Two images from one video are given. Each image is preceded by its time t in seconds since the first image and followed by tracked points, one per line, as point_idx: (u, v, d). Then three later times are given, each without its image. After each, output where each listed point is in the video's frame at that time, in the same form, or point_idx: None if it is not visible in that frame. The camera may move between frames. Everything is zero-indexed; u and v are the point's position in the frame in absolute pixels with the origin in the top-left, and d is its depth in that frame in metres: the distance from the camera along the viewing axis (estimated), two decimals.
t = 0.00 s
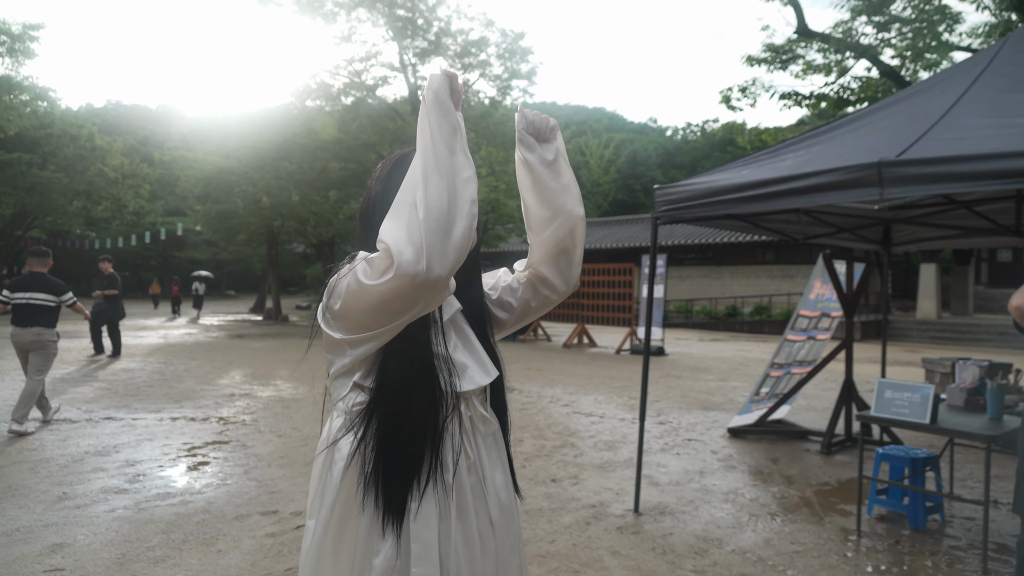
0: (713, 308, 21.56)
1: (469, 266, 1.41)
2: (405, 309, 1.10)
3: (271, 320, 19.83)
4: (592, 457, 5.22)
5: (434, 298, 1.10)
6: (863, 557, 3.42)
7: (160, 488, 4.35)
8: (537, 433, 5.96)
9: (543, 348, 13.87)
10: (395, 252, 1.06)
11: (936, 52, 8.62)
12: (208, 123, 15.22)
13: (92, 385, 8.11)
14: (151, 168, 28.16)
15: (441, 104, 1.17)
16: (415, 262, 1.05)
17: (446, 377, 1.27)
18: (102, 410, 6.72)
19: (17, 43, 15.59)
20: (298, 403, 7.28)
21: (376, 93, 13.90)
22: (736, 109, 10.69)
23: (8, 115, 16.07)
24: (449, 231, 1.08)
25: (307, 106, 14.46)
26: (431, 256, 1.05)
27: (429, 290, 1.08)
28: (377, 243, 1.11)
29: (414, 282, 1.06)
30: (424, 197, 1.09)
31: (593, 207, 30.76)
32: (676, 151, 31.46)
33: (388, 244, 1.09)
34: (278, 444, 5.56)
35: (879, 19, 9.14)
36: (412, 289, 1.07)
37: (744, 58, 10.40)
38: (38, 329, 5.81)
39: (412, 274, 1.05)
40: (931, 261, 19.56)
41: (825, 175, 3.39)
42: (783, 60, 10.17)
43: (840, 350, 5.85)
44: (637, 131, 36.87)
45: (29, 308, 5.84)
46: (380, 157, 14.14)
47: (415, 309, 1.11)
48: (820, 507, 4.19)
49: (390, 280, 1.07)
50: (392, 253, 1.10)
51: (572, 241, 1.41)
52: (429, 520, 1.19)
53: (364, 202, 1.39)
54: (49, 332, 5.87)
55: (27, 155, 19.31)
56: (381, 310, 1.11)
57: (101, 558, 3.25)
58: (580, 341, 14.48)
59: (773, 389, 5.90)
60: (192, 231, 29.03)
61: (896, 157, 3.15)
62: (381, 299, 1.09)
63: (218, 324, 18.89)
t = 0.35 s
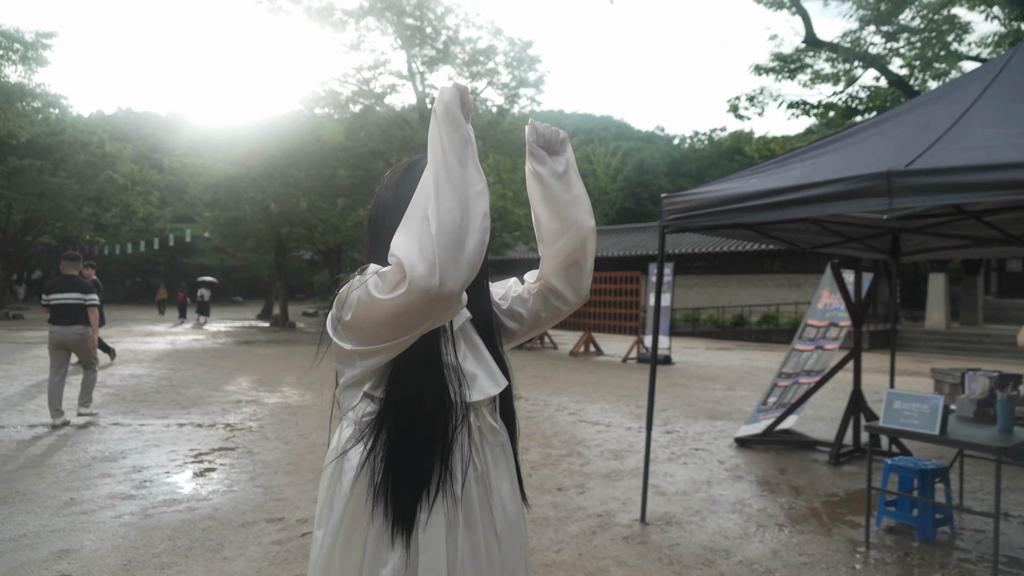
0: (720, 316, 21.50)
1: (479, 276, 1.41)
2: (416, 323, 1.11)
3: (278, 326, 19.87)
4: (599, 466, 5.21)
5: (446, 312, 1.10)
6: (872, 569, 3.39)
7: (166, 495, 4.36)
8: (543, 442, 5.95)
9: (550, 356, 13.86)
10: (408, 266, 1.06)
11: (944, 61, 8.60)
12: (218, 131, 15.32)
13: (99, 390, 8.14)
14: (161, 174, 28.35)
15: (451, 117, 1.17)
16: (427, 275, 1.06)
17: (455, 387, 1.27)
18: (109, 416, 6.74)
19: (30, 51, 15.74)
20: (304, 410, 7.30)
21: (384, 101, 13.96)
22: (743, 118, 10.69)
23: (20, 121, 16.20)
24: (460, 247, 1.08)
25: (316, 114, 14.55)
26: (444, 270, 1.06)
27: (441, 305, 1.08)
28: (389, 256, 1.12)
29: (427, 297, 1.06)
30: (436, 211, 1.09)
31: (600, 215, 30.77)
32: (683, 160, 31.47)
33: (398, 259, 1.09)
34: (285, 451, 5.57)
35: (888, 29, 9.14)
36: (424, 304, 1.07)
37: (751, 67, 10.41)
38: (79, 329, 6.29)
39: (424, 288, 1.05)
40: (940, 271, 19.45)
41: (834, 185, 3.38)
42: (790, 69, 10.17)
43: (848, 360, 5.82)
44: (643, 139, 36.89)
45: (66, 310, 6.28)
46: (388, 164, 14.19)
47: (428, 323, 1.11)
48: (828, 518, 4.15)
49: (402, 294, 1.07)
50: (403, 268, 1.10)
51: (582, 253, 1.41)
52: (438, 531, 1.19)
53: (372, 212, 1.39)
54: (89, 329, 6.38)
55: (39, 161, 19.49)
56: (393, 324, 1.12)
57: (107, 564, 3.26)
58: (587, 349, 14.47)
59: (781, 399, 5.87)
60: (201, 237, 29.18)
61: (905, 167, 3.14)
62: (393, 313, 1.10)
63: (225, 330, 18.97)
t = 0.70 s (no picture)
0: (724, 318, 21.49)
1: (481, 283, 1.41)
2: (433, 332, 1.11)
3: (283, 330, 19.91)
4: (604, 469, 5.20)
5: (462, 323, 1.11)
6: (879, 572, 3.38)
7: (171, 499, 4.37)
8: (547, 445, 5.95)
9: (554, 359, 13.86)
10: (426, 277, 1.06)
11: (948, 61, 8.59)
12: (221, 135, 15.38)
13: (104, 395, 8.16)
14: (165, 179, 28.45)
15: (459, 126, 1.17)
16: (447, 287, 1.06)
17: (462, 393, 1.27)
18: (114, 420, 6.76)
19: (34, 58, 15.83)
20: (309, 414, 7.31)
21: (387, 105, 14.00)
22: (746, 120, 10.69)
23: (25, 128, 16.30)
24: (481, 258, 1.09)
25: (318, 118, 14.60)
26: (465, 281, 1.06)
27: (459, 314, 1.09)
28: (404, 267, 1.12)
29: (446, 308, 1.07)
30: (452, 222, 1.09)
31: (603, 218, 30.77)
32: (686, 161, 31.46)
33: (416, 270, 1.09)
34: (289, 455, 5.58)
35: (891, 30, 9.13)
36: (443, 315, 1.08)
37: (754, 69, 10.41)
38: (111, 335, 6.77)
39: (445, 299, 1.06)
40: (945, 271, 19.42)
41: (838, 187, 3.38)
42: (793, 70, 10.17)
43: (853, 362, 5.80)
44: (646, 141, 36.91)
45: (102, 316, 6.74)
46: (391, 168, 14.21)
47: (444, 332, 1.11)
48: (834, 520, 4.14)
49: (421, 305, 1.08)
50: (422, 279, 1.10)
51: (586, 259, 1.41)
52: (446, 535, 1.19)
53: (372, 217, 1.39)
54: (119, 335, 6.85)
55: (44, 167, 19.58)
56: (408, 333, 1.12)
57: (113, 569, 3.27)
58: (591, 352, 14.47)
59: (786, 401, 5.87)
60: (204, 242, 29.30)
61: (910, 168, 3.14)
62: (409, 323, 1.10)
63: (229, 335, 19.05)
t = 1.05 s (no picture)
0: (735, 313, 21.39)
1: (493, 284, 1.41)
2: (443, 330, 1.11)
3: (294, 330, 20.01)
4: (616, 465, 5.19)
5: (472, 322, 1.11)
6: (895, 566, 3.35)
7: (186, 498, 4.40)
8: (559, 441, 5.94)
9: (564, 355, 13.85)
10: (437, 274, 1.06)
11: (959, 51, 8.49)
12: (230, 137, 15.46)
13: (118, 396, 8.24)
14: (175, 181, 28.62)
15: (472, 124, 1.17)
16: (458, 284, 1.06)
17: (473, 390, 1.27)
18: (129, 421, 6.82)
19: (45, 63, 15.98)
20: (321, 413, 7.34)
21: (394, 104, 14.02)
22: (755, 112, 10.64)
23: (37, 132, 16.45)
24: (490, 256, 1.08)
25: (326, 118, 14.64)
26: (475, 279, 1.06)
27: (471, 312, 1.08)
28: (415, 263, 1.12)
29: (456, 306, 1.07)
30: (465, 218, 1.09)
31: (612, 214, 30.69)
32: (695, 156, 31.32)
33: (426, 269, 1.09)
34: (302, 454, 5.61)
35: (901, 20, 9.05)
36: (453, 312, 1.07)
37: (763, 62, 10.34)
38: (137, 333, 6.99)
39: (455, 297, 1.06)
40: (958, 263, 19.25)
41: (848, 179, 3.35)
42: (802, 62, 10.09)
43: (866, 355, 5.76)
44: (654, 136, 36.79)
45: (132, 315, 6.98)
46: (399, 166, 14.22)
47: (455, 329, 1.11)
48: (849, 515, 4.11)
49: (431, 301, 1.07)
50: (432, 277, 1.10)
51: (598, 261, 1.41)
52: (459, 529, 1.20)
53: (387, 217, 1.39)
54: (146, 334, 7.08)
55: (55, 171, 19.74)
56: (418, 331, 1.12)
57: (130, 568, 3.30)
58: (601, 348, 14.45)
59: (799, 395, 5.86)
60: (215, 243, 29.50)
61: (922, 159, 3.11)
62: (420, 322, 1.10)
63: (242, 335, 19.17)
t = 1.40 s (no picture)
0: (758, 308, 21.18)
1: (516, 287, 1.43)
2: (472, 331, 1.12)
3: (317, 333, 20.19)
4: (641, 463, 5.17)
5: (502, 320, 1.12)
6: (928, 562, 3.30)
7: (215, 503, 4.47)
8: (584, 440, 5.93)
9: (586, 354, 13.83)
10: (466, 274, 1.08)
11: (984, 37, 8.33)
12: (251, 144, 15.65)
13: (148, 402, 8.39)
14: (197, 189, 29.04)
15: (499, 126, 1.17)
16: (487, 284, 1.07)
17: (500, 389, 1.28)
18: (159, 427, 6.94)
19: (70, 76, 16.30)
20: (346, 416, 7.40)
21: (412, 106, 14.11)
22: (775, 105, 10.54)
23: (63, 144, 16.78)
24: (519, 254, 1.09)
25: (344, 123, 14.75)
26: (503, 279, 1.07)
27: (500, 312, 1.09)
28: (443, 264, 1.13)
29: (484, 305, 1.07)
30: (493, 218, 1.10)
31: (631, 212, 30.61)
32: (714, 150, 31.07)
33: (454, 268, 1.10)
34: (328, 456, 5.66)
35: (924, 7, 8.91)
36: (481, 311, 1.08)
37: (782, 53, 10.23)
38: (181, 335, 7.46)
39: (484, 297, 1.07)
40: (987, 253, 18.88)
41: (872, 169, 3.31)
42: (822, 53, 9.97)
43: (894, 348, 5.67)
44: (673, 132, 36.57)
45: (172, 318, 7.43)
46: (418, 169, 14.27)
47: (483, 328, 1.12)
48: (879, 511, 4.05)
49: (460, 302, 1.08)
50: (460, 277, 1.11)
51: (622, 261, 1.41)
52: (489, 528, 1.21)
53: (411, 222, 1.40)
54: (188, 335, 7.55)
55: (82, 182, 20.12)
56: (446, 331, 1.13)
57: (162, 571, 3.35)
58: (624, 346, 14.39)
59: (825, 390, 5.78)
60: (238, 250, 29.88)
61: (948, 148, 3.06)
62: (448, 322, 1.11)
63: (266, 340, 19.39)
